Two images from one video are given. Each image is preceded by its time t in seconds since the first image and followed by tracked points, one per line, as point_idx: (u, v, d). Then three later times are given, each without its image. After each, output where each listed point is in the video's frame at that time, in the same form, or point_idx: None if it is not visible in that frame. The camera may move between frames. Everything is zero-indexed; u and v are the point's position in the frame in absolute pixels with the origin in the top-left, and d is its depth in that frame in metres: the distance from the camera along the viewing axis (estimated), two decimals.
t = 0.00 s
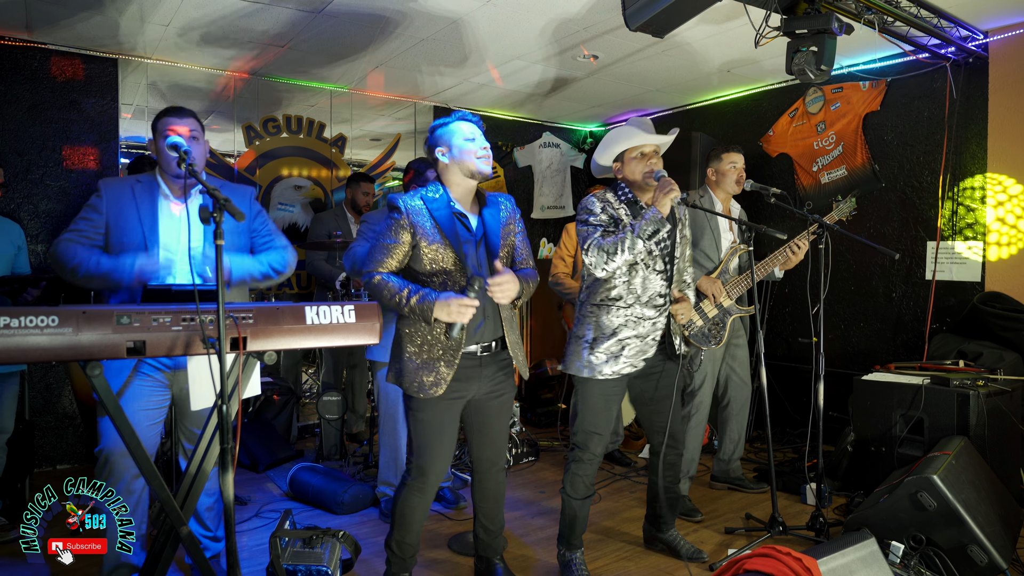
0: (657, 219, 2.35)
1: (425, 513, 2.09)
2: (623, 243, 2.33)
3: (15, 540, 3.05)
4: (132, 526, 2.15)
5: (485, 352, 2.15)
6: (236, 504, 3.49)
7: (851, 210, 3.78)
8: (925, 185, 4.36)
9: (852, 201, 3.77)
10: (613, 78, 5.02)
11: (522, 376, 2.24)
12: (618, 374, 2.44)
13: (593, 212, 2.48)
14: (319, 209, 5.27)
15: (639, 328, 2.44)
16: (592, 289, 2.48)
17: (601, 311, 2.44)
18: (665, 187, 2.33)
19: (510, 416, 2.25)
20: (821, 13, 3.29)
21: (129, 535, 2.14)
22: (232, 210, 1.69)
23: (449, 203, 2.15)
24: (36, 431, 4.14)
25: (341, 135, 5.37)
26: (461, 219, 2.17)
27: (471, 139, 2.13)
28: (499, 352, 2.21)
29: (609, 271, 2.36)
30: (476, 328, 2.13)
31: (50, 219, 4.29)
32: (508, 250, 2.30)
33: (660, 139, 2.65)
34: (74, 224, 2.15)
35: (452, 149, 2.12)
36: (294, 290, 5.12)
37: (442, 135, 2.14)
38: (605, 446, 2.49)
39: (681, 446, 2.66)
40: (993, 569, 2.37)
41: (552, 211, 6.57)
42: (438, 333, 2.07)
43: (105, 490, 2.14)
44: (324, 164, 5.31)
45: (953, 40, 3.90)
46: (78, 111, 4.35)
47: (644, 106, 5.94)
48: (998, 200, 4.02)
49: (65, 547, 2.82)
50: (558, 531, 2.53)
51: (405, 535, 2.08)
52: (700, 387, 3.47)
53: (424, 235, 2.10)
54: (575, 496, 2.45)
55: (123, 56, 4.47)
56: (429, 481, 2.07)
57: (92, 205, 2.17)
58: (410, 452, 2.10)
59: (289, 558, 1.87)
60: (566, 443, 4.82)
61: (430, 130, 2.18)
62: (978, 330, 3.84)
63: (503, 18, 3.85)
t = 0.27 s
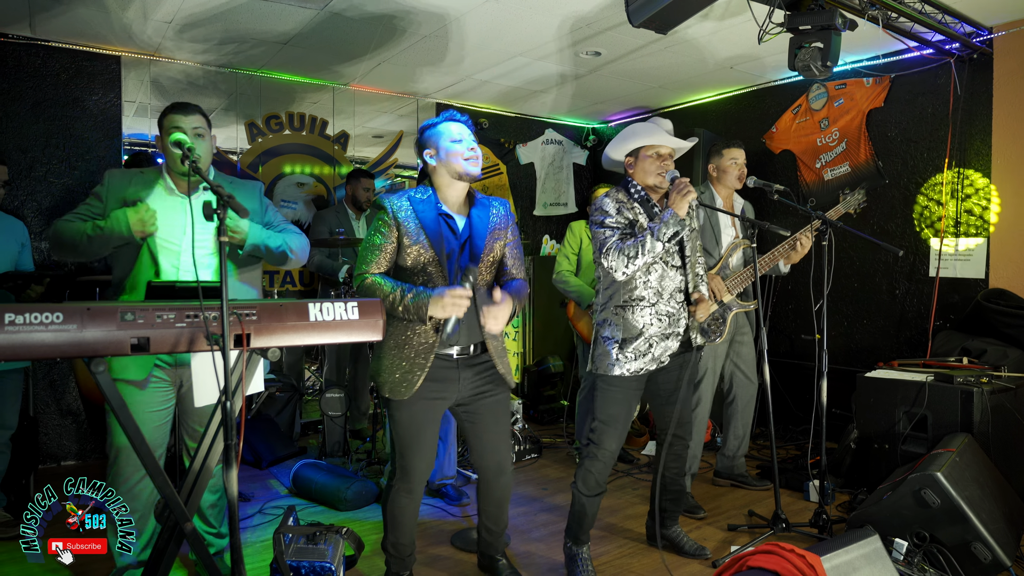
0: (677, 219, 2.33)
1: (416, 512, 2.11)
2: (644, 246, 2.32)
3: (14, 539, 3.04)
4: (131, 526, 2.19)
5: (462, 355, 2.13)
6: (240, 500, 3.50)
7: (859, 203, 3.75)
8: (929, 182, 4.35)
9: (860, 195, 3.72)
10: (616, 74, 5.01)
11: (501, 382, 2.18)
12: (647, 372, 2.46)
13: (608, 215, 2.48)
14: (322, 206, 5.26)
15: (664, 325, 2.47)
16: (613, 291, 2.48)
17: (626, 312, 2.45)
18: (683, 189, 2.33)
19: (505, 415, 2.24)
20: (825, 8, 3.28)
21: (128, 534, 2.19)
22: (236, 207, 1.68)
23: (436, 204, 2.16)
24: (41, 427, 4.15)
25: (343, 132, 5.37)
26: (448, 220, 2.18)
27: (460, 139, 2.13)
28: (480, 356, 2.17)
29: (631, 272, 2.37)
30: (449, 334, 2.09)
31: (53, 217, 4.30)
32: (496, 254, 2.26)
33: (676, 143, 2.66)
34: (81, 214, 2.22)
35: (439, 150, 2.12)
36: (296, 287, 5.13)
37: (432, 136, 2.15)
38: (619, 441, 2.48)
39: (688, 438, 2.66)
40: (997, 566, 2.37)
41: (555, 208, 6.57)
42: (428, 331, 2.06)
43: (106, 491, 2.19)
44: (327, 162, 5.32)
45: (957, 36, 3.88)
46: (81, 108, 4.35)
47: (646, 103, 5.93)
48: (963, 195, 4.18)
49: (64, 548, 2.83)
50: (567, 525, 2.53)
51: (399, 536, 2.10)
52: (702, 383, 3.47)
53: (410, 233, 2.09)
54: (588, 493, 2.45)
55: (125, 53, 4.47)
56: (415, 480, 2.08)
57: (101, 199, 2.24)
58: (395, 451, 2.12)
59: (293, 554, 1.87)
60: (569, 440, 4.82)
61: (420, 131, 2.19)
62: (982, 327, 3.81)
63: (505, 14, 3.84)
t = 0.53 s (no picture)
0: (677, 210, 2.35)
1: (421, 503, 2.11)
2: (641, 236, 2.32)
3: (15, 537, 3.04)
4: (132, 525, 2.20)
5: (469, 347, 2.12)
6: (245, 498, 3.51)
7: (873, 195, 3.75)
8: (936, 179, 4.33)
9: (875, 186, 3.68)
10: (621, 71, 4.99)
11: (506, 375, 2.16)
12: (641, 367, 2.44)
13: (609, 204, 2.47)
14: (326, 204, 5.26)
15: (660, 320, 2.44)
16: (611, 282, 2.46)
17: (622, 305, 2.43)
18: (684, 180, 2.33)
19: (522, 410, 2.22)
20: (832, 4, 3.27)
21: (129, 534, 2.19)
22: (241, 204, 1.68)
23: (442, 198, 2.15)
24: (48, 424, 4.17)
25: (348, 129, 5.38)
26: (455, 214, 2.17)
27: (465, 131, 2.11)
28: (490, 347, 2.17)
29: (627, 263, 2.36)
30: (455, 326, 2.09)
31: (60, 214, 4.31)
32: (507, 246, 2.22)
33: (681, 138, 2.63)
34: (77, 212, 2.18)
35: (444, 142, 2.11)
36: (302, 284, 5.12)
37: (437, 129, 2.13)
38: (619, 441, 2.48)
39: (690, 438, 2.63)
40: (1005, 565, 2.35)
41: (560, 205, 6.55)
42: (436, 324, 2.06)
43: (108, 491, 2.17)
44: (332, 160, 5.33)
45: (965, 32, 3.86)
46: (86, 106, 4.36)
47: (652, 100, 5.91)
48: (936, 191, 4.32)
49: (65, 547, 2.75)
50: (570, 525, 2.53)
51: (405, 528, 2.10)
52: (710, 382, 3.48)
53: (417, 225, 2.11)
54: (588, 493, 2.45)
55: (131, 51, 4.47)
56: (421, 471, 2.08)
57: (95, 196, 2.20)
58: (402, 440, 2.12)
59: (298, 550, 1.88)
60: (573, 437, 4.82)
61: (426, 124, 2.18)
62: (989, 324, 3.81)
63: (510, 11, 3.83)
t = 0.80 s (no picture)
0: (669, 214, 2.35)
1: (441, 506, 2.10)
2: (632, 239, 2.34)
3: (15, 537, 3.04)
4: (131, 526, 2.20)
5: (496, 348, 2.13)
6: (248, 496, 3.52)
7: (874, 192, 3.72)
8: (940, 178, 4.31)
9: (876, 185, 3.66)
10: (624, 70, 4.98)
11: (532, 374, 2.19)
12: (622, 368, 2.42)
13: (605, 206, 2.48)
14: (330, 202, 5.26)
15: (647, 322, 2.43)
16: (600, 283, 2.47)
17: (609, 305, 2.43)
18: (677, 183, 2.31)
19: (528, 410, 2.23)
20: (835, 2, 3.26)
21: (129, 534, 2.20)
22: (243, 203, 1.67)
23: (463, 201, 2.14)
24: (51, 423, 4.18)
25: (351, 128, 5.36)
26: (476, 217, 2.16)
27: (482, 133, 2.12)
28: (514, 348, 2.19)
29: (618, 264, 2.37)
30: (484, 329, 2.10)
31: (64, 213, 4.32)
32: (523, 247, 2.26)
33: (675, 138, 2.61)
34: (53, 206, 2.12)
35: (462, 144, 2.12)
36: (304, 283, 5.13)
37: (453, 132, 2.14)
38: (612, 441, 2.49)
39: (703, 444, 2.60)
40: (1009, 565, 2.34)
41: (563, 204, 6.55)
42: (452, 333, 2.07)
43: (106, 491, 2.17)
44: (336, 159, 5.32)
45: (969, 30, 3.84)
46: (89, 105, 4.37)
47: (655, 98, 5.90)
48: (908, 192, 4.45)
49: (65, 547, 2.74)
50: (570, 526, 2.53)
51: (420, 528, 2.10)
52: (717, 381, 3.50)
53: (439, 233, 2.10)
54: (583, 492, 2.45)
55: (135, 50, 4.48)
56: (448, 475, 2.08)
57: (73, 189, 2.14)
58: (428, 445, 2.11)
59: (301, 549, 1.87)
60: (576, 436, 4.82)
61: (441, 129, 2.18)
62: (994, 323, 3.80)
63: (512, 10, 3.82)
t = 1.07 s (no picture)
0: (683, 211, 2.36)
1: (431, 505, 2.10)
2: (650, 238, 2.33)
3: (14, 538, 3.04)
4: (132, 525, 2.19)
5: (495, 344, 2.13)
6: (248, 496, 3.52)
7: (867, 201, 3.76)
8: (940, 177, 4.31)
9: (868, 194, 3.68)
10: (625, 69, 4.98)
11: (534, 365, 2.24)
12: (651, 367, 2.43)
13: (618, 207, 2.46)
14: (332, 201, 5.26)
15: (670, 320, 2.43)
16: (619, 284, 2.45)
17: (631, 307, 2.42)
18: (688, 179, 2.34)
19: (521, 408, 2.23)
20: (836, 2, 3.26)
21: (129, 534, 2.18)
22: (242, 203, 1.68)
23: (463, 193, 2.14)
24: (51, 423, 4.18)
25: (352, 128, 5.36)
26: (474, 210, 2.16)
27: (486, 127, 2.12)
28: (511, 345, 2.19)
29: (638, 265, 2.37)
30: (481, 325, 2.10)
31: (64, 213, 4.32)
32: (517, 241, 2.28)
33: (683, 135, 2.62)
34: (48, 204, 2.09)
35: (466, 139, 2.11)
36: (305, 283, 5.14)
37: (457, 125, 2.13)
38: (627, 437, 2.49)
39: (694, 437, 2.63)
40: (1010, 565, 2.34)
41: (564, 204, 6.55)
42: (443, 329, 2.05)
43: (105, 490, 2.16)
44: (337, 158, 5.31)
45: (970, 30, 3.84)
46: (90, 105, 4.37)
47: (655, 98, 5.89)
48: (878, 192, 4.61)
49: (65, 547, 2.73)
50: (574, 524, 2.53)
51: (413, 529, 2.09)
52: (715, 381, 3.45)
53: (437, 225, 2.09)
54: (595, 489, 2.45)
55: (135, 50, 4.48)
56: (435, 473, 2.07)
57: (68, 188, 2.13)
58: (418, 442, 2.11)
59: (301, 549, 1.87)
60: (577, 436, 4.81)
61: (444, 122, 2.18)
62: (994, 322, 3.79)
63: (513, 10, 3.82)
